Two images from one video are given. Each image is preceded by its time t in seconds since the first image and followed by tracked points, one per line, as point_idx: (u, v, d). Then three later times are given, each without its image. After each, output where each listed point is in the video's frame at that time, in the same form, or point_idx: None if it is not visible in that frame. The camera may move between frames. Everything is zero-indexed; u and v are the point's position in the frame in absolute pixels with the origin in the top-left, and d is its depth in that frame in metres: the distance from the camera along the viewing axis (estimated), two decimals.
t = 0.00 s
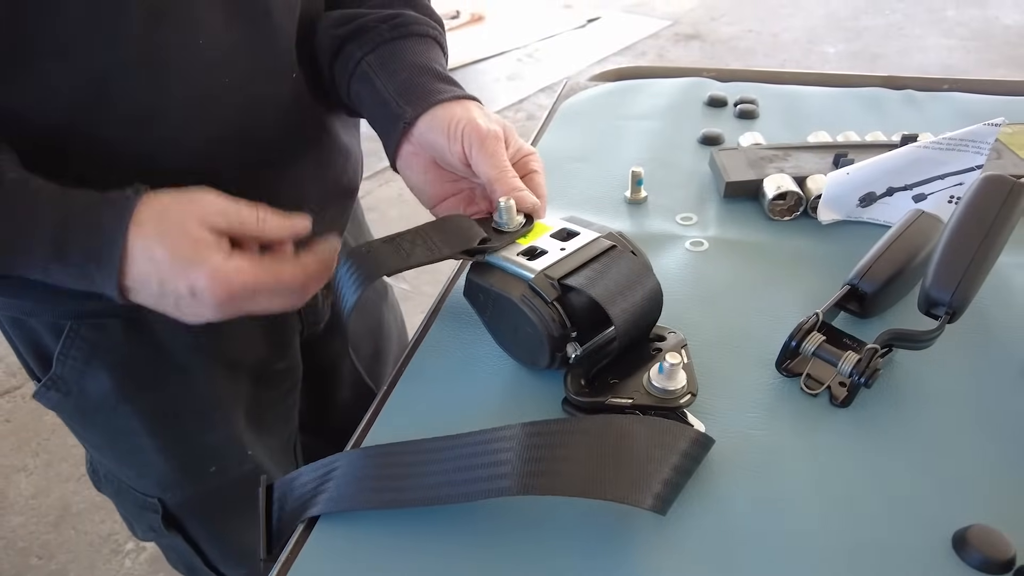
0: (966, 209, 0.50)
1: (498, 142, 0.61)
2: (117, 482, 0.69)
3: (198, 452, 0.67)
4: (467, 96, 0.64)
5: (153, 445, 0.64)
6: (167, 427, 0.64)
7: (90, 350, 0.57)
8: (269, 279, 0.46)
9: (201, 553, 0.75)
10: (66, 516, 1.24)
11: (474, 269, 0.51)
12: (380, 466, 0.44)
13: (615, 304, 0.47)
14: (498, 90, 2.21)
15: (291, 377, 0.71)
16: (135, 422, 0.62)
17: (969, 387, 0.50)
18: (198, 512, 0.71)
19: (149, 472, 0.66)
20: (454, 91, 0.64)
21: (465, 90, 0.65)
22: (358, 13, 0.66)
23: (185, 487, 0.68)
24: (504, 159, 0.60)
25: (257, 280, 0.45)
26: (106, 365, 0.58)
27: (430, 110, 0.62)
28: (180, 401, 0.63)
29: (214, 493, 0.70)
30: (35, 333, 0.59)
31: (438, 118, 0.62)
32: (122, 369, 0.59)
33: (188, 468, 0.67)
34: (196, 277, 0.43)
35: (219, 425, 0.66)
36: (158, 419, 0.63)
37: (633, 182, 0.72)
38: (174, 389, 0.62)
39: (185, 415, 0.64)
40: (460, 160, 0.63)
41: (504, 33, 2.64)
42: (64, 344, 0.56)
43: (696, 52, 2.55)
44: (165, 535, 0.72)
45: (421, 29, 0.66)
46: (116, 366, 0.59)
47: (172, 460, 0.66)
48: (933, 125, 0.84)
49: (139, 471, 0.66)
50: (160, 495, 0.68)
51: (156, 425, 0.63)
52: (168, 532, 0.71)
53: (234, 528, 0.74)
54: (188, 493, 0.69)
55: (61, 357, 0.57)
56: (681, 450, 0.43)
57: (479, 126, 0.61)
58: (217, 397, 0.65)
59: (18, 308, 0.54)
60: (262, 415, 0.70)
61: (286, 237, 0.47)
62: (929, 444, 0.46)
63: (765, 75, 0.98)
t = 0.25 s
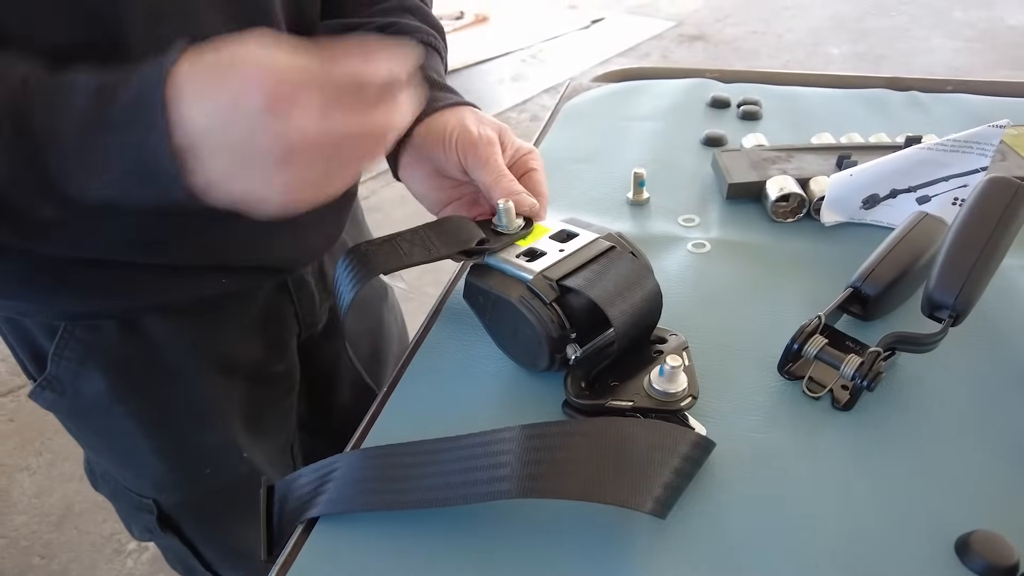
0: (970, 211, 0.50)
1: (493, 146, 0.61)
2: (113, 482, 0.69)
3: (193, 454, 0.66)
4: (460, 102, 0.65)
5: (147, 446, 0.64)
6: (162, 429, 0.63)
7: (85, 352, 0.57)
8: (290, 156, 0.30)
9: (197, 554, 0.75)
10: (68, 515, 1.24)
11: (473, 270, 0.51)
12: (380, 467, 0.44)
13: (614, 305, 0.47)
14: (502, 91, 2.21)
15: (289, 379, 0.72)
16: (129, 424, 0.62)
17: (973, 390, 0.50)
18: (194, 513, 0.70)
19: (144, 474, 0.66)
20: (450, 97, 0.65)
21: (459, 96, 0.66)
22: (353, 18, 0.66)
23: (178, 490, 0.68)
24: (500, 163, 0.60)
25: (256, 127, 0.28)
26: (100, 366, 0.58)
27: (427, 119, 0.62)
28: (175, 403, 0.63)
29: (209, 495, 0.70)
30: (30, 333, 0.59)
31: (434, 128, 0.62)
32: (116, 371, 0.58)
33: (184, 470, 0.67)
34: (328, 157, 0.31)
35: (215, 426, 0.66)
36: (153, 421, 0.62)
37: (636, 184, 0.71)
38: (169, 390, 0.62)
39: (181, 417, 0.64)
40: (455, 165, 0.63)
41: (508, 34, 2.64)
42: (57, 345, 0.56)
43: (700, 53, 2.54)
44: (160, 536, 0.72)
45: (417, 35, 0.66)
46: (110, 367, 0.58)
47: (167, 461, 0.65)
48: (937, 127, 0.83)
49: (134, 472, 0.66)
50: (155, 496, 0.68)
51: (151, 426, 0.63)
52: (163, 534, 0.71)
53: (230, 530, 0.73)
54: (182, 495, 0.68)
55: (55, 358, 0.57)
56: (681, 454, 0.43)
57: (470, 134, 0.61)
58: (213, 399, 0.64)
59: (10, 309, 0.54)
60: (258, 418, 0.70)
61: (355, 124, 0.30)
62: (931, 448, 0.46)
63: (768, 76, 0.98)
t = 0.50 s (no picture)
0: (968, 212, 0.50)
1: (486, 150, 0.62)
2: (100, 479, 0.69)
3: (179, 453, 0.66)
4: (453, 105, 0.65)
5: (134, 445, 0.64)
6: (148, 428, 0.63)
7: (70, 351, 0.56)
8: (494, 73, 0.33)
9: (187, 552, 0.75)
10: (71, 514, 1.24)
11: (468, 271, 0.51)
12: (374, 467, 0.44)
13: (607, 304, 0.47)
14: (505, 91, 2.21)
15: (277, 378, 0.72)
16: (115, 422, 0.62)
17: (970, 393, 0.50)
18: (182, 511, 0.71)
19: (130, 471, 0.66)
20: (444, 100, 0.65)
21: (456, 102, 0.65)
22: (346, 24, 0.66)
23: (165, 489, 0.68)
24: (493, 167, 0.61)
25: (659, 115, 0.36)
26: (86, 365, 0.58)
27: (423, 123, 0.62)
28: (162, 402, 0.63)
29: (197, 494, 0.70)
30: (16, 333, 0.58)
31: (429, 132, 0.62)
32: (102, 370, 0.58)
33: (169, 469, 0.67)
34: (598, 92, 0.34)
35: (203, 424, 0.66)
36: (139, 421, 0.62)
37: (634, 185, 0.71)
38: (156, 389, 0.62)
39: (167, 418, 0.64)
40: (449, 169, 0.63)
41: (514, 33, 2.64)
42: (42, 344, 0.56)
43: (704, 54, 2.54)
44: (148, 534, 0.72)
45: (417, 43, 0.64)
46: (96, 366, 0.58)
47: (154, 461, 0.65)
48: (938, 129, 0.83)
49: (122, 470, 0.66)
50: (142, 495, 0.68)
51: (137, 426, 0.63)
52: (152, 532, 0.71)
53: (218, 529, 0.74)
54: (170, 493, 0.68)
55: (40, 356, 0.56)
56: (675, 455, 0.43)
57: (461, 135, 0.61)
58: (197, 399, 0.64)
59: None
60: (245, 417, 0.70)
61: (662, 120, 0.36)
62: (927, 450, 0.46)
63: (770, 77, 0.97)
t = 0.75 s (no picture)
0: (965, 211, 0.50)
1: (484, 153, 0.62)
2: (109, 477, 0.69)
3: (192, 447, 0.66)
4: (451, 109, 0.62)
5: (147, 442, 0.64)
6: (161, 425, 0.63)
7: (89, 346, 0.57)
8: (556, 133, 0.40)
9: (195, 548, 0.75)
10: (76, 513, 1.25)
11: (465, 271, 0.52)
12: (369, 466, 0.44)
13: (600, 304, 0.47)
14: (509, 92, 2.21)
15: (280, 372, 0.72)
16: (131, 419, 0.62)
17: (964, 393, 0.50)
18: (193, 502, 0.71)
19: (143, 467, 0.66)
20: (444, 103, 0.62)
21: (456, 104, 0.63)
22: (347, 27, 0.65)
23: (177, 484, 0.68)
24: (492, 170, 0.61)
25: (751, 227, 0.57)
26: (103, 361, 0.58)
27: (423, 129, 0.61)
28: (177, 399, 0.63)
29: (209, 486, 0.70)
30: (30, 332, 0.59)
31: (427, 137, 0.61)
32: (119, 366, 0.59)
33: (182, 464, 0.67)
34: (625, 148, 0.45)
35: (216, 421, 0.66)
36: (154, 416, 0.62)
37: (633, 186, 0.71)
38: (170, 386, 0.62)
39: (180, 414, 0.63)
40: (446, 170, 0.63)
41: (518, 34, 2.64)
42: (61, 341, 0.56)
43: (708, 55, 2.54)
44: (159, 530, 0.72)
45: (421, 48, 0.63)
46: (114, 362, 0.58)
47: (167, 457, 0.65)
48: (937, 130, 0.83)
49: (134, 467, 0.66)
50: (154, 491, 0.68)
51: (153, 421, 0.63)
52: (164, 529, 0.72)
53: (226, 525, 0.74)
54: (181, 487, 0.69)
55: (58, 354, 0.56)
56: (668, 455, 0.43)
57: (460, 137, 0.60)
58: (212, 395, 0.64)
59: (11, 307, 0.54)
60: (252, 409, 0.70)
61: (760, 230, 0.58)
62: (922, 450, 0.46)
63: (770, 78, 0.97)
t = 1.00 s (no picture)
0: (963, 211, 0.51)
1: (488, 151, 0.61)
2: (120, 472, 0.70)
3: (203, 444, 0.67)
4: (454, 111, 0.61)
5: (159, 437, 0.64)
6: (173, 421, 0.64)
7: (102, 341, 0.57)
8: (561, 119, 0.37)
9: (203, 542, 0.76)
10: (80, 511, 1.26)
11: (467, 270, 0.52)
12: (368, 464, 0.44)
13: (601, 306, 0.47)
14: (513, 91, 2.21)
15: (290, 369, 0.73)
16: (142, 414, 0.62)
17: (963, 393, 0.50)
18: (203, 499, 0.71)
19: (154, 462, 0.67)
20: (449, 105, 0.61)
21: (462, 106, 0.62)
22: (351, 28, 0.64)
23: (186, 478, 0.69)
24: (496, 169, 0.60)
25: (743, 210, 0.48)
26: (116, 356, 0.58)
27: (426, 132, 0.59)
28: (189, 395, 0.63)
29: (216, 484, 0.71)
30: (44, 327, 0.59)
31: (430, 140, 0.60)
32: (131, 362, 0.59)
33: (194, 459, 0.67)
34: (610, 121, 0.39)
35: (226, 418, 0.66)
36: (166, 411, 0.63)
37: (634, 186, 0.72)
38: (182, 383, 0.62)
39: (190, 409, 0.64)
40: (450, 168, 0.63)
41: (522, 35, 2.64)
42: (75, 336, 0.56)
43: (712, 56, 2.54)
44: (169, 524, 0.73)
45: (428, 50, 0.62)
46: (127, 358, 0.59)
47: (177, 451, 0.66)
48: (939, 131, 0.83)
49: (146, 462, 0.67)
50: (164, 487, 0.69)
51: (164, 416, 0.63)
52: (174, 523, 0.72)
53: (235, 522, 0.74)
54: (190, 483, 0.69)
55: (72, 350, 0.57)
56: (666, 453, 0.43)
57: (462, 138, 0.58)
58: (221, 392, 0.65)
59: (23, 301, 0.55)
60: (261, 406, 0.71)
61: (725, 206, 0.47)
62: (919, 448, 0.46)
63: (772, 78, 0.98)
